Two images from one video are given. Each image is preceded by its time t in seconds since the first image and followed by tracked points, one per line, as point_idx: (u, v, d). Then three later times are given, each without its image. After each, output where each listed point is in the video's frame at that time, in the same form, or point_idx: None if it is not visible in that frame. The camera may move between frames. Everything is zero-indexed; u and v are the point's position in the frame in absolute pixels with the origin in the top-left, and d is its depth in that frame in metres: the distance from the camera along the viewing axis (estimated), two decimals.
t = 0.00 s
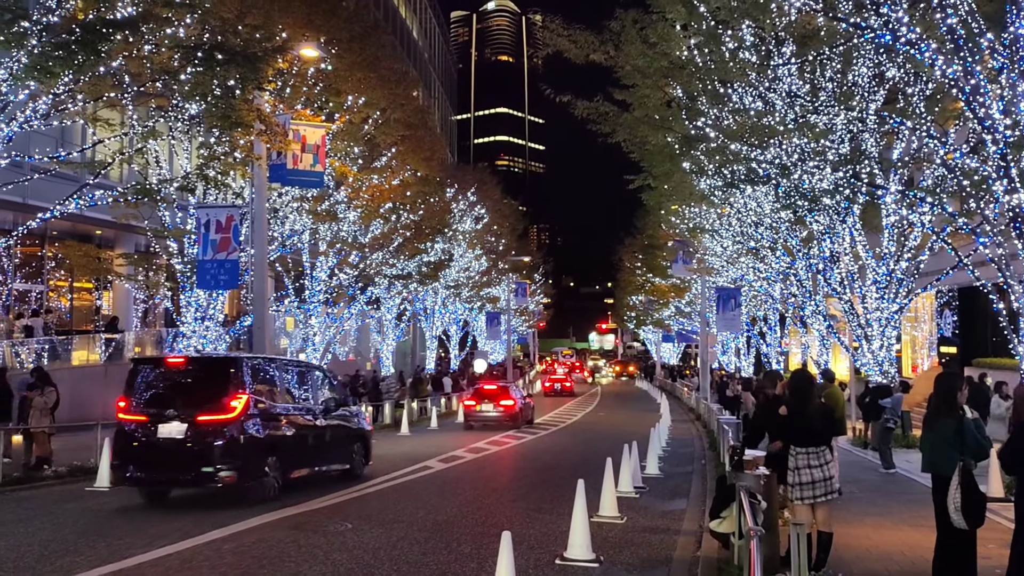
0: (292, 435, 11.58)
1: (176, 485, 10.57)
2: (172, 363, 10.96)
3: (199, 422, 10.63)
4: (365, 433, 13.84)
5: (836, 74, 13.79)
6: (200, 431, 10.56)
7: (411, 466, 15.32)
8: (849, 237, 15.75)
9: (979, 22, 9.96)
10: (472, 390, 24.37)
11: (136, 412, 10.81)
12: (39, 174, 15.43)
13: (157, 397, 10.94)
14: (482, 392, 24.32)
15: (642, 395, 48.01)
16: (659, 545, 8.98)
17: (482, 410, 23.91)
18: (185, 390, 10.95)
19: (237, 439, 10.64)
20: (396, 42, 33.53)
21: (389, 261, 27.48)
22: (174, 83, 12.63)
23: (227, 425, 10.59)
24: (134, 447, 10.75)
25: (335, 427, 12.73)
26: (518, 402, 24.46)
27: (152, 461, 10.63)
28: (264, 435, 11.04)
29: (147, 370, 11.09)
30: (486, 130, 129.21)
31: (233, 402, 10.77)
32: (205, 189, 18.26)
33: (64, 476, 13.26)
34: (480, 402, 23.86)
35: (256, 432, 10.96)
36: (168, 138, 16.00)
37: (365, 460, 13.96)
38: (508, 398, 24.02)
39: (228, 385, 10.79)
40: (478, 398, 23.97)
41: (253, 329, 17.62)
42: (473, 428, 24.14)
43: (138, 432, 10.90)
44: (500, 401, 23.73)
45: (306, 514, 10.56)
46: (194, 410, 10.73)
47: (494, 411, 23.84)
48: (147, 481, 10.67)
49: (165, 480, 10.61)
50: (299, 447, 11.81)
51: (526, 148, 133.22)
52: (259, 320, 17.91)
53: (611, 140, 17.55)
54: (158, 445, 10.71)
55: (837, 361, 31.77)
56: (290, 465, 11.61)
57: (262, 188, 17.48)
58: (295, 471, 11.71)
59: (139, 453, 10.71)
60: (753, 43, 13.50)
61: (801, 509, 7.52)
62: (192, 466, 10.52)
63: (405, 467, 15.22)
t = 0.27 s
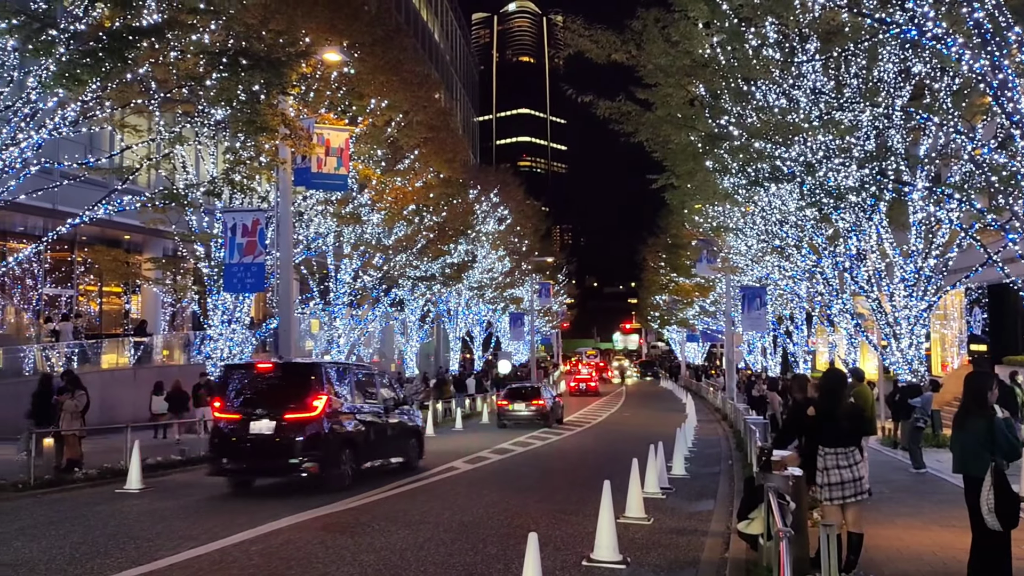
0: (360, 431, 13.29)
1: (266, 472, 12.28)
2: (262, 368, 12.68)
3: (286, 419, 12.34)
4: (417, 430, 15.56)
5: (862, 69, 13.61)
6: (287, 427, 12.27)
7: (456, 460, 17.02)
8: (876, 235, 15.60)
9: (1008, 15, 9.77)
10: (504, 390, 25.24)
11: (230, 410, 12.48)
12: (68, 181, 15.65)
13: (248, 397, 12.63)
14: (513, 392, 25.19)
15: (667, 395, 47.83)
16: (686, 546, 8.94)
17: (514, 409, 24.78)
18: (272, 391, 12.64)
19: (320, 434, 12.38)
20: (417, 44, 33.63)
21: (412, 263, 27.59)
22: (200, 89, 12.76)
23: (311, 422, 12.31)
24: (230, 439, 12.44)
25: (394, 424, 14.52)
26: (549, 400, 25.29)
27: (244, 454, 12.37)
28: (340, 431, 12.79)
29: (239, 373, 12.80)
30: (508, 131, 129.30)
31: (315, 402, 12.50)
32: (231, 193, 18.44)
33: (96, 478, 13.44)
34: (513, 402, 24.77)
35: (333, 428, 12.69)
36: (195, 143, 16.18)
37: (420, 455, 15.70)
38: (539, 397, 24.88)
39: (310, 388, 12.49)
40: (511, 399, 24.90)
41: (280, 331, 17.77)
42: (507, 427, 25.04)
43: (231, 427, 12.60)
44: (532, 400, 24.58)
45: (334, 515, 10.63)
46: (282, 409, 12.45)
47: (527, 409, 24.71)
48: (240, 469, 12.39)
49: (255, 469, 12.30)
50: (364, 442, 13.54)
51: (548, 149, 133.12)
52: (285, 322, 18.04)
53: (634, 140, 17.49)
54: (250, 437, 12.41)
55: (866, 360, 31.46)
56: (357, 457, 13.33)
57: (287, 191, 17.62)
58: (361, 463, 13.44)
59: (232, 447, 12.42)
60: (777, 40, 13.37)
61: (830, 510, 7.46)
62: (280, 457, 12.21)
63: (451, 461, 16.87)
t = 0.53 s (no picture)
0: (413, 429, 14.55)
1: (330, 464, 13.58)
2: (327, 370, 14.05)
3: (349, 417, 13.66)
4: (459, 428, 16.78)
5: (884, 69, 13.48)
6: (350, 424, 13.58)
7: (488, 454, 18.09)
8: (898, 236, 15.44)
9: None
10: (529, 391, 25.98)
11: (297, 408, 13.81)
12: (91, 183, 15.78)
13: (314, 397, 13.95)
14: (538, 392, 25.92)
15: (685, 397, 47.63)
16: (706, 549, 8.88)
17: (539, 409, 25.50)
18: (335, 392, 13.98)
19: (378, 430, 13.68)
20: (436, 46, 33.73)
21: (431, 264, 27.65)
22: (220, 90, 12.86)
23: (371, 420, 13.61)
24: (297, 434, 13.75)
25: (441, 422, 15.76)
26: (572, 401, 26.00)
27: (310, 448, 13.64)
28: (396, 427, 14.11)
29: (305, 375, 14.15)
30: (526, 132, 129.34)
31: (374, 401, 13.84)
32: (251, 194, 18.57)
33: (117, 477, 13.54)
34: (537, 402, 25.56)
35: (390, 425, 14.00)
36: (215, 144, 16.29)
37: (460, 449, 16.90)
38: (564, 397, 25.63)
39: (370, 389, 13.79)
40: (535, 398, 25.72)
41: (298, 333, 17.82)
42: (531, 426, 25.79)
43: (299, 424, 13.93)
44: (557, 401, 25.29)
45: (352, 516, 10.64)
46: (345, 407, 13.77)
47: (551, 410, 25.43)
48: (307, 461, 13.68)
49: (320, 461, 13.58)
50: (416, 438, 14.80)
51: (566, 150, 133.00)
52: (305, 323, 18.13)
53: (652, 140, 17.43)
54: (315, 433, 13.71)
55: (887, 362, 31.21)
56: (410, 451, 14.59)
57: (306, 193, 17.71)
58: (413, 457, 14.69)
59: (301, 441, 13.73)
60: (797, 40, 13.28)
61: (851, 513, 7.40)
62: (342, 450, 13.49)
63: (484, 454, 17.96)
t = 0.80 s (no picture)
0: (464, 427, 15.58)
1: (389, 459, 14.59)
2: (387, 373, 15.20)
3: (407, 416, 14.72)
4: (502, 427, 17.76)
5: (907, 66, 13.35)
6: (408, 423, 14.64)
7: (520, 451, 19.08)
8: (923, 233, 15.27)
9: None
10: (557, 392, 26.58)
11: (359, 409, 14.86)
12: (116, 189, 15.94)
13: (374, 398, 15.03)
14: (566, 393, 26.52)
15: (708, 398, 47.37)
16: (731, 550, 8.82)
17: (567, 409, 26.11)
18: (394, 393, 15.05)
19: (434, 427, 14.73)
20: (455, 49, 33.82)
21: (451, 266, 27.74)
22: (242, 96, 12.98)
23: (428, 418, 14.67)
24: (359, 432, 14.78)
25: (488, 420, 16.75)
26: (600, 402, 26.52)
27: (371, 444, 14.68)
28: (449, 426, 15.15)
29: (366, 378, 15.23)
30: (545, 133, 129.27)
31: (429, 401, 14.91)
32: (272, 198, 18.76)
33: (143, 480, 13.65)
34: (565, 402, 26.22)
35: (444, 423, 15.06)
36: (237, 149, 16.43)
37: (500, 447, 17.89)
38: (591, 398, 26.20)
39: (426, 390, 14.88)
40: (564, 398, 26.36)
41: (321, 335, 17.97)
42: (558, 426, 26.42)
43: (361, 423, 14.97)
44: (584, 401, 25.84)
45: (377, 518, 10.66)
46: (403, 407, 14.83)
47: (578, 410, 26.02)
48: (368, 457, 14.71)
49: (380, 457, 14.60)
50: (466, 436, 15.83)
51: (585, 151, 132.87)
52: (327, 326, 18.22)
53: (673, 140, 17.34)
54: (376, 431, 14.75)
55: (913, 361, 30.89)
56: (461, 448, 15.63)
57: (327, 197, 17.81)
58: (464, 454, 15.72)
59: (363, 439, 14.76)
60: (819, 37, 13.19)
61: (878, 514, 7.32)
62: (401, 446, 14.52)
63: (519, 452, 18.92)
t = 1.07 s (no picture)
0: (509, 425, 16.62)
1: (442, 454, 15.66)
2: (440, 373, 16.28)
3: (458, 414, 15.76)
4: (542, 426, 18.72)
5: (937, 63, 13.19)
6: (460, 420, 15.67)
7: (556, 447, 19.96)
8: (953, 233, 15.10)
9: None
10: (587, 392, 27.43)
11: (414, 407, 15.89)
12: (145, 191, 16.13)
13: (428, 397, 16.08)
14: (596, 393, 27.36)
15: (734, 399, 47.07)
16: (759, 553, 8.77)
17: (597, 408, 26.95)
18: (446, 392, 16.10)
19: (484, 425, 15.79)
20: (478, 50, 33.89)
21: (475, 267, 27.78)
22: (268, 99, 13.06)
23: (478, 416, 15.72)
24: (414, 428, 15.84)
25: (530, 419, 17.69)
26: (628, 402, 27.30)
27: (424, 440, 15.74)
28: (497, 423, 16.20)
29: (420, 379, 16.29)
30: (569, 134, 129.12)
31: (479, 401, 15.97)
32: (298, 200, 18.93)
33: (172, 479, 13.80)
34: (595, 402, 27.06)
35: (492, 421, 16.10)
36: (263, 152, 16.57)
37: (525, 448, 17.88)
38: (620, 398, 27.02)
39: (475, 391, 15.89)
40: (594, 399, 27.38)
41: (346, 336, 18.09)
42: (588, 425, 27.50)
43: (415, 420, 16.00)
44: (614, 401, 26.66)
45: (403, 518, 10.70)
46: (455, 406, 15.88)
47: (608, 409, 26.86)
48: (422, 451, 15.77)
49: (433, 451, 15.66)
50: (511, 432, 16.88)
51: (610, 151, 132.58)
52: (352, 327, 18.33)
53: (698, 139, 17.23)
54: (430, 427, 15.81)
55: (943, 363, 30.48)
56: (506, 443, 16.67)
57: (353, 198, 17.90)
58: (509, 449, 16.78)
59: (417, 434, 15.82)
60: (846, 35, 13.08)
61: (908, 517, 7.23)
62: (453, 442, 15.58)
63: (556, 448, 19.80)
